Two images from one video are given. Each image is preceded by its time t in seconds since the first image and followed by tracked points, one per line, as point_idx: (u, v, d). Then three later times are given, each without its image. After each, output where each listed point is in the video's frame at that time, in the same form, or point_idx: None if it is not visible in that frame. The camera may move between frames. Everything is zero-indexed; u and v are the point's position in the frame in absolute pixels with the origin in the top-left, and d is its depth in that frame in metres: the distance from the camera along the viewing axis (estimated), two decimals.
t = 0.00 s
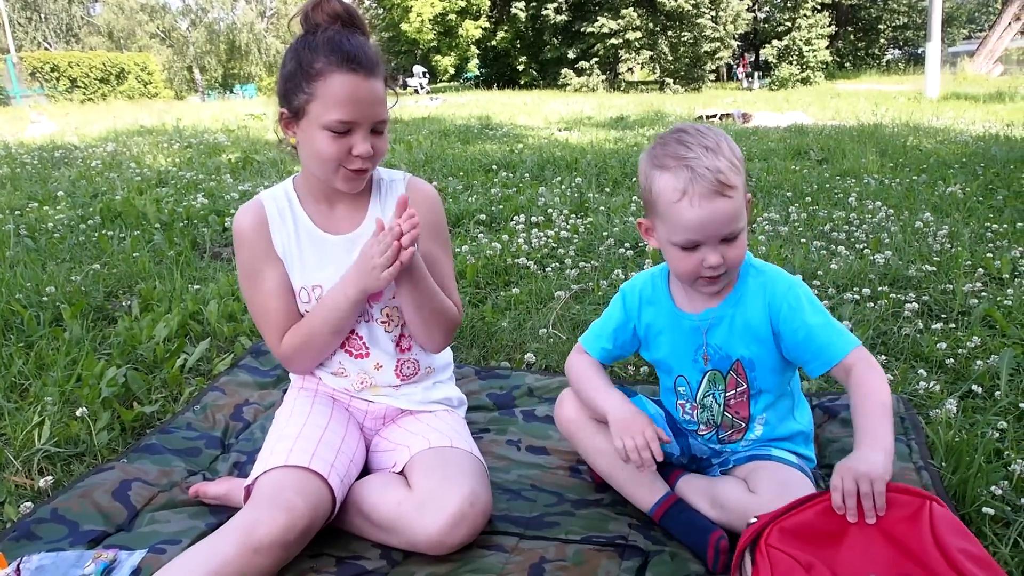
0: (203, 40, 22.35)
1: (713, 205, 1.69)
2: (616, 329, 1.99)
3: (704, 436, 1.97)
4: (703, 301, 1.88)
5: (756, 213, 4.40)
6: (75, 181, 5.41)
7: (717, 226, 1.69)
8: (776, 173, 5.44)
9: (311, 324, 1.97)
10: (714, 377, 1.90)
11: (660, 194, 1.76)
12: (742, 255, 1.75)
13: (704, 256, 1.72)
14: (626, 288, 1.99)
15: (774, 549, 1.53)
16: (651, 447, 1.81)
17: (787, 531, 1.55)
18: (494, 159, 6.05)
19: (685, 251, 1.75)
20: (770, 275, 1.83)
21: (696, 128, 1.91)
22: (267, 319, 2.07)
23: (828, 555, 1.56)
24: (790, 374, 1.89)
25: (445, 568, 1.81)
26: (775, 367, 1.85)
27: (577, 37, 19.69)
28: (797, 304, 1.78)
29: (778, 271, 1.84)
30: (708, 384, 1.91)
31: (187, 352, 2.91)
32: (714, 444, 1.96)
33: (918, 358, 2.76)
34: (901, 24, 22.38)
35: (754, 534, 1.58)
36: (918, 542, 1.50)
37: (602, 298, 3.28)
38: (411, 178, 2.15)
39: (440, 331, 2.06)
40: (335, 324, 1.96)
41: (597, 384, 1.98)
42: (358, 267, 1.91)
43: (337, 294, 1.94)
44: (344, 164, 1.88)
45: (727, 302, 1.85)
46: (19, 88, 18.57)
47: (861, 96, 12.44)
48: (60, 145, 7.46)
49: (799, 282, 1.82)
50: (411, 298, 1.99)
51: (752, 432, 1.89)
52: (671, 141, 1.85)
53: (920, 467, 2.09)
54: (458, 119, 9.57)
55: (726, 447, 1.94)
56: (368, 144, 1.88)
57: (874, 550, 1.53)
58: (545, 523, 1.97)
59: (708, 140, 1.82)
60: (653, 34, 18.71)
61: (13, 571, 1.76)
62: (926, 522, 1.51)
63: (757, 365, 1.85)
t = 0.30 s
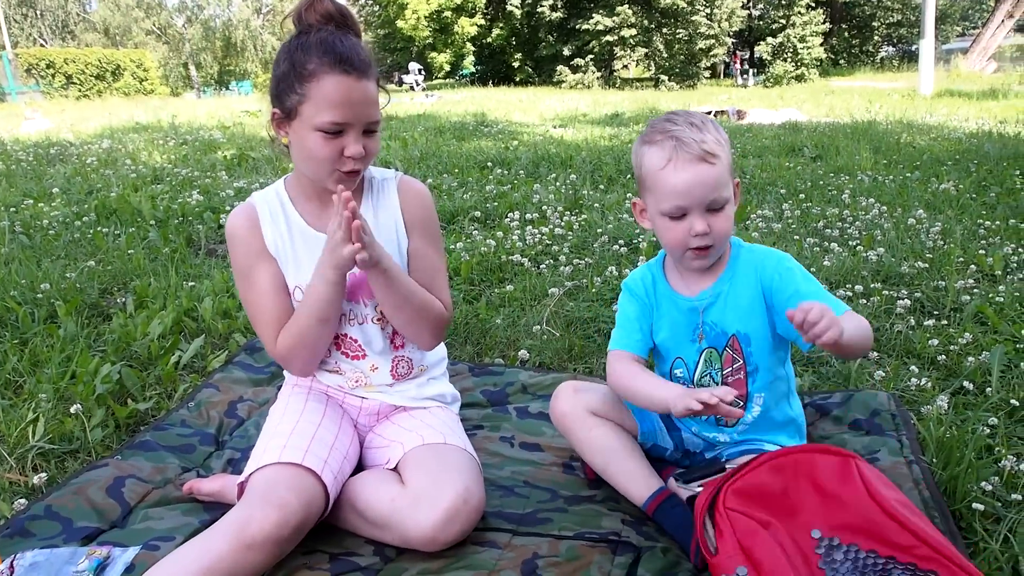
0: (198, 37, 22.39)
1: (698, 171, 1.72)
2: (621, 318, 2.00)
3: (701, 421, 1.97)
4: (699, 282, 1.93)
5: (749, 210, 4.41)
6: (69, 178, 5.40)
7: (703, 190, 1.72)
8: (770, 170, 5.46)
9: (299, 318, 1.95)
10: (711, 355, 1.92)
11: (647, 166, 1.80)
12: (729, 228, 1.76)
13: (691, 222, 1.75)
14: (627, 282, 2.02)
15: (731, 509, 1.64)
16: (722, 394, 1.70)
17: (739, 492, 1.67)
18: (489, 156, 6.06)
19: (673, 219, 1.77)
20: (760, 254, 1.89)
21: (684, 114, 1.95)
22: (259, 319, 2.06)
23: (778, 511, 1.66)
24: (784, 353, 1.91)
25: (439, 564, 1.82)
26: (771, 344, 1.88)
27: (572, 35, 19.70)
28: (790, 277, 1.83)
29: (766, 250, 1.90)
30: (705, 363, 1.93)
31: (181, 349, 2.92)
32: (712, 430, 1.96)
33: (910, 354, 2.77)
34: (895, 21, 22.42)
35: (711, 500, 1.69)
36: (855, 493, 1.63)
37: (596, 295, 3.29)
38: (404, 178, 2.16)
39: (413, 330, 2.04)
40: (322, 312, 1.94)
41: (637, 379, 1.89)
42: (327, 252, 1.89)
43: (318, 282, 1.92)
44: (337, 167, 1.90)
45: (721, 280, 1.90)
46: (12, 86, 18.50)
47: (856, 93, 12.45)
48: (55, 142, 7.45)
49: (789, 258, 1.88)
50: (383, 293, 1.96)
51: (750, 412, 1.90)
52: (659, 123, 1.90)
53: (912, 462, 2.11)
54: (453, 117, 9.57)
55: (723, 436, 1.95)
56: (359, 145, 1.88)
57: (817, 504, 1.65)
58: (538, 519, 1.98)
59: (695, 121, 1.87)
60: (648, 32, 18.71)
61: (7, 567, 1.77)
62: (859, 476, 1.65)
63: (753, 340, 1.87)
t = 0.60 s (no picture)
0: (198, 40, 22.45)
1: (696, 186, 1.72)
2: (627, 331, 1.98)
3: (702, 413, 1.98)
4: (698, 283, 1.94)
5: (748, 212, 4.42)
6: (69, 180, 5.40)
7: (700, 206, 1.72)
8: (769, 172, 5.46)
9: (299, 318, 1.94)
10: (711, 352, 1.93)
11: (647, 178, 1.80)
12: (725, 237, 1.78)
13: (689, 236, 1.76)
14: (628, 292, 2.00)
15: (706, 553, 1.62)
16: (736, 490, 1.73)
17: (711, 535, 1.65)
18: (488, 158, 6.06)
19: (671, 232, 1.78)
20: (754, 254, 1.93)
21: (686, 122, 1.94)
22: (263, 322, 2.05)
23: (753, 543, 1.65)
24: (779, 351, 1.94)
25: (439, 566, 1.82)
26: (765, 337, 1.92)
27: (571, 37, 19.74)
28: (782, 275, 1.89)
29: (761, 250, 1.95)
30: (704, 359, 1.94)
31: (181, 351, 2.92)
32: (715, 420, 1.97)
33: (910, 356, 2.77)
34: (894, 23, 22.46)
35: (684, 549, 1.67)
36: (825, 514, 1.63)
37: (595, 297, 3.29)
38: (404, 181, 2.15)
39: (413, 333, 2.03)
40: (318, 309, 1.93)
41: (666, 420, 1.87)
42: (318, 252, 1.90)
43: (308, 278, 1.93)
44: (329, 167, 1.88)
45: (719, 279, 1.92)
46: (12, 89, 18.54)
47: (855, 95, 12.47)
48: (55, 145, 7.45)
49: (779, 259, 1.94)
50: (382, 294, 1.96)
51: (750, 400, 1.93)
52: (659, 132, 1.89)
53: (912, 464, 2.11)
54: (452, 119, 9.58)
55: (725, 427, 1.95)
56: (352, 147, 1.87)
57: (790, 530, 1.64)
58: (538, 522, 1.98)
59: (695, 132, 1.85)
60: (647, 34, 18.72)
61: (6, 570, 1.77)
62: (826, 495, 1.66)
63: (750, 333, 1.91)
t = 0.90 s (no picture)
0: (198, 41, 22.47)
1: (697, 190, 1.72)
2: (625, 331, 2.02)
3: (697, 420, 1.99)
4: (699, 287, 1.94)
5: (749, 212, 4.42)
6: (71, 182, 5.41)
7: (700, 212, 1.72)
8: (770, 172, 5.47)
9: (303, 311, 1.94)
10: (706, 359, 1.94)
11: (650, 179, 1.80)
12: (725, 244, 1.77)
13: (687, 240, 1.76)
14: (629, 290, 2.04)
15: (707, 555, 1.62)
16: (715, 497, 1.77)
17: (712, 537, 1.65)
18: (489, 159, 6.07)
19: (670, 235, 1.78)
20: (754, 260, 1.90)
21: (694, 124, 1.93)
22: (263, 320, 2.05)
23: (754, 545, 1.64)
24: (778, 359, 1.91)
25: (440, 567, 1.82)
26: (764, 346, 1.89)
27: (571, 38, 19.75)
28: (781, 284, 1.85)
29: (764, 257, 1.90)
30: (700, 365, 1.95)
31: (182, 352, 2.92)
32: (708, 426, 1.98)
33: (912, 356, 2.77)
34: (895, 23, 22.44)
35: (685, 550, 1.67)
36: (827, 517, 1.62)
37: (597, 297, 3.30)
38: (405, 183, 2.15)
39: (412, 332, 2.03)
40: (321, 302, 1.92)
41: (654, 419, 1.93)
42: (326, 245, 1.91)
43: (317, 270, 1.93)
44: (330, 164, 1.88)
45: (718, 284, 1.91)
46: (12, 91, 18.56)
47: (855, 96, 12.46)
48: (55, 146, 7.45)
49: (784, 267, 1.90)
50: (382, 294, 1.96)
51: (744, 409, 1.92)
52: (666, 134, 1.88)
53: (913, 464, 2.11)
54: (453, 119, 9.59)
55: (720, 433, 1.96)
56: (353, 144, 1.87)
57: (790, 532, 1.64)
58: (539, 522, 1.98)
59: (701, 135, 1.85)
60: (647, 34, 18.72)
61: (8, 571, 1.77)
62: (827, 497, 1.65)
63: (746, 342, 1.89)
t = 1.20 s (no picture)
0: (197, 41, 22.47)
1: (703, 188, 1.72)
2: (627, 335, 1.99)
3: (700, 424, 1.99)
4: (703, 290, 1.92)
5: (748, 212, 4.42)
6: (69, 182, 5.41)
7: (705, 211, 1.72)
8: (770, 172, 5.47)
9: (305, 312, 1.94)
10: (711, 362, 1.93)
11: (653, 177, 1.79)
12: (731, 243, 1.77)
13: (692, 240, 1.75)
14: (630, 292, 2.01)
15: (707, 553, 1.62)
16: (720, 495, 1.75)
17: (713, 534, 1.66)
18: (488, 159, 6.07)
19: (674, 234, 1.77)
20: (758, 263, 1.90)
21: (696, 122, 1.93)
22: (262, 320, 2.06)
23: (753, 544, 1.65)
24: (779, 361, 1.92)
25: (440, 566, 1.81)
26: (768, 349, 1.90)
27: (570, 38, 19.76)
28: (788, 289, 1.85)
29: (768, 259, 1.91)
30: (705, 369, 1.94)
31: (181, 352, 2.91)
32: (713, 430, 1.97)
33: (911, 355, 2.78)
34: (894, 23, 22.44)
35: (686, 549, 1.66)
36: (825, 515, 1.65)
37: (596, 297, 3.30)
38: (404, 181, 2.14)
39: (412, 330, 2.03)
40: (323, 304, 1.92)
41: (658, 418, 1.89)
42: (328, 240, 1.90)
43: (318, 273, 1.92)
44: (332, 162, 1.88)
45: (724, 287, 1.90)
46: (11, 91, 18.55)
47: (854, 96, 12.46)
48: (54, 146, 7.44)
49: (789, 270, 1.90)
50: (382, 293, 1.96)
51: (748, 413, 1.92)
52: (669, 131, 1.88)
53: (912, 462, 2.11)
54: (452, 119, 9.59)
55: (723, 437, 1.96)
56: (356, 141, 1.87)
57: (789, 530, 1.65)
58: (539, 521, 1.98)
59: (705, 132, 1.85)
60: (646, 34, 18.72)
61: (8, 571, 1.77)
62: (823, 497, 1.68)
63: (752, 346, 1.89)
